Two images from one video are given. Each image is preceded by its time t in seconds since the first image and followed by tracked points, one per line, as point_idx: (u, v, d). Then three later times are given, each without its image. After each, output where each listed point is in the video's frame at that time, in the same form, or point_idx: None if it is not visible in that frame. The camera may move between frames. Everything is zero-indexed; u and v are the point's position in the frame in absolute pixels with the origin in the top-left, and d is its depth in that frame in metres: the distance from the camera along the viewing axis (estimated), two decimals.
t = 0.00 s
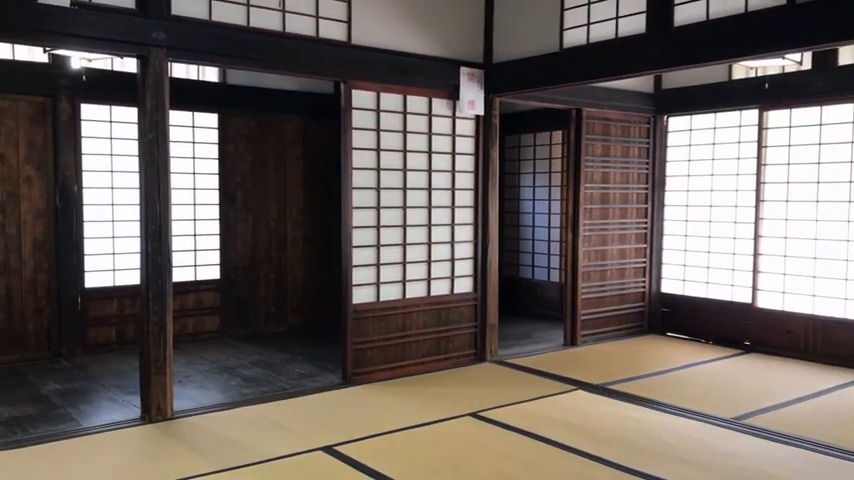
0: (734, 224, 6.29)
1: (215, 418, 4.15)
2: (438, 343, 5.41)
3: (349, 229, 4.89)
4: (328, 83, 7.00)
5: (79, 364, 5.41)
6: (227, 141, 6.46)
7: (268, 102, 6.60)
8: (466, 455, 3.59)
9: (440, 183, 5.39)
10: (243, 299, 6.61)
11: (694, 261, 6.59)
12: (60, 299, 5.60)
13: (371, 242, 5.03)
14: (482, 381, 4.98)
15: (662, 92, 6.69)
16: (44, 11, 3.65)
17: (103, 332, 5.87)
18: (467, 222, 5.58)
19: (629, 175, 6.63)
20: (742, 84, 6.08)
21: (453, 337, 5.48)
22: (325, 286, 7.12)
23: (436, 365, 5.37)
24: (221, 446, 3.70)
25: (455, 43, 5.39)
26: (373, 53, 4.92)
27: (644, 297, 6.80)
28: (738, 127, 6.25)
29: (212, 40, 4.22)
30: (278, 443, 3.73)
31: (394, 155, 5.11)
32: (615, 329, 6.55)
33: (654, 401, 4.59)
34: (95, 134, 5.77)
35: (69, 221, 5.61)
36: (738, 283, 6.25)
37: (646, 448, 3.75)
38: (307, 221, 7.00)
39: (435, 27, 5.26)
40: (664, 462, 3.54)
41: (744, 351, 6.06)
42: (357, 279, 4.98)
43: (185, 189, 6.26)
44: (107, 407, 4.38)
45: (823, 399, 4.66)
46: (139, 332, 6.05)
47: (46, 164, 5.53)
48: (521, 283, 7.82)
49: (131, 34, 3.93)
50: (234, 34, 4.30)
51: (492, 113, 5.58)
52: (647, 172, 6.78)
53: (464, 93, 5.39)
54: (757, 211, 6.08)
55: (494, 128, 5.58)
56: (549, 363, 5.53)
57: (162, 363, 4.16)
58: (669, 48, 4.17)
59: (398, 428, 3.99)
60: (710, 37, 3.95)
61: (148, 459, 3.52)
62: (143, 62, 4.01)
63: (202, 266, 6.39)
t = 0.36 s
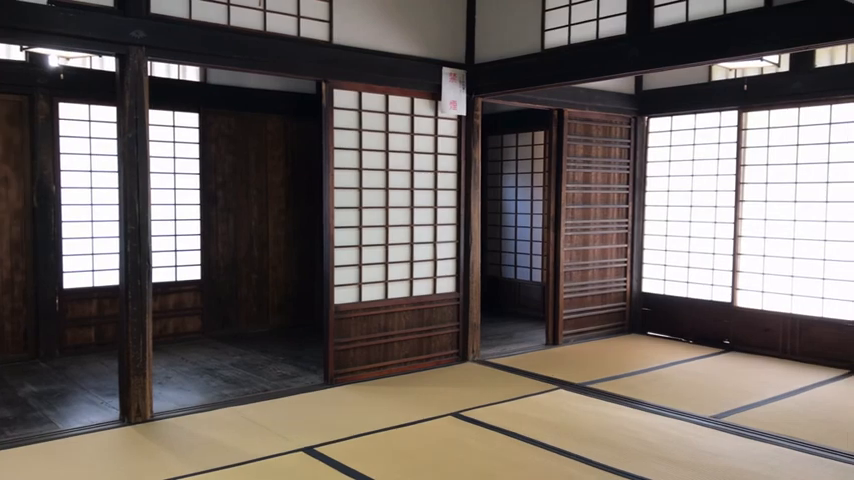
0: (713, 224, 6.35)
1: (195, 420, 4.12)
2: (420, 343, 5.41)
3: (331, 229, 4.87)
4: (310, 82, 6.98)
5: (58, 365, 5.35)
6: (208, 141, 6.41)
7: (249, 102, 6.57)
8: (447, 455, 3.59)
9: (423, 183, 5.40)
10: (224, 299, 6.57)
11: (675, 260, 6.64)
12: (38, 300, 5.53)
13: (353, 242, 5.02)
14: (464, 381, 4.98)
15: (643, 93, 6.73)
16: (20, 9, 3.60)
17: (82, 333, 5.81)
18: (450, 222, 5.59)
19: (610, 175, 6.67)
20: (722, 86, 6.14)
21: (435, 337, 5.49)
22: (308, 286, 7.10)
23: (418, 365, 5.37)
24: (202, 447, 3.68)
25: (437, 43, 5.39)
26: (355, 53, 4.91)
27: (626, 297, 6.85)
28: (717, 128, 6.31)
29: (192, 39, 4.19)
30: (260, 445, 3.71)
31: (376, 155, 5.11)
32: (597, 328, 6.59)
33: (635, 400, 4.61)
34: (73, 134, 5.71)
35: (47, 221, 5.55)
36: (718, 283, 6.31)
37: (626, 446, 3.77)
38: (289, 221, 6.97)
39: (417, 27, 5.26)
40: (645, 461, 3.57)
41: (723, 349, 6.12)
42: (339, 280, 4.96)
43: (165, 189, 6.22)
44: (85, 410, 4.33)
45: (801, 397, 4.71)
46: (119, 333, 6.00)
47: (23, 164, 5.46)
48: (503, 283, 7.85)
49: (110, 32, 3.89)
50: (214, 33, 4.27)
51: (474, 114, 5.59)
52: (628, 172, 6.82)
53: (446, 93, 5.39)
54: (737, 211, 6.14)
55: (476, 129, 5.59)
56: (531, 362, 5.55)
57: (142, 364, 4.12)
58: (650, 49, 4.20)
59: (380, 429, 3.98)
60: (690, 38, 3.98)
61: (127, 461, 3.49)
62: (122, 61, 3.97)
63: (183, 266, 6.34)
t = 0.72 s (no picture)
0: (690, 222, 6.41)
1: (173, 422, 4.08)
2: (400, 342, 5.40)
3: (309, 229, 4.85)
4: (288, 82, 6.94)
5: (32, 368, 5.27)
6: (185, 141, 6.36)
7: (227, 101, 6.52)
8: (427, 454, 3.59)
9: (402, 183, 5.39)
10: (202, 300, 6.51)
11: (652, 258, 6.70)
12: (11, 302, 5.46)
13: (331, 242, 5.00)
14: (444, 380, 4.99)
15: (620, 92, 6.78)
16: None
17: (57, 336, 5.73)
18: (429, 221, 5.59)
19: (588, 175, 6.71)
20: (697, 85, 6.20)
21: (415, 336, 5.48)
22: (286, 286, 7.06)
23: (398, 365, 5.36)
24: (179, 449, 3.64)
25: (416, 42, 5.39)
26: (333, 52, 4.89)
27: (604, 295, 6.89)
28: (694, 128, 6.37)
29: (168, 38, 4.14)
30: (238, 446, 3.69)
31: (355, 155, 5.09)
32: (576, 327, 6.62)
33: (614, 397, 4.64)
34: (47, 133, 5.63)
35: (20, 222, 5.47)
36: (695, 280, 6.37)
37: (605, 443, 3.80)
38: (267, 221, 6.93)
39: (395, 26, 5.25)
40: (623, 458, 3.59)
41: (700, 347, 6.18)
42: (318, 280, 4.94)
43: (142, 189, 6.15)
44: (60, 413, 4.27)
45: (776, 393, 4.77)
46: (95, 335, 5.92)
47: None
48: (483, 282, 7.86)
49: (84, 30, 3.84)
50: (190, 31, 4.23)
51: (453, 113, 5.59)
52: (606, 172, 6.86)
53: (425, 92, 5.40)
54: (713, 210, 6.21)
55: (454, 128, 5.59)
56: (510, 361, 5.57)
57: (118, 366, 4.07)
58: (626, 48, 4.23)
59: (360, 429, 3.97)
60: (666, 37, 4.01)
61: (103, 464, 3.44)
62: (96, 59, 3.91)
63: (160, 267, 6.29)
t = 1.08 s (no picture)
0: (666, 221, 6.47)
1: (148, 424, 4.04)
2: (378, 342, 5.39)
3: (286, 228, 4.82)
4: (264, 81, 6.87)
5: (3, 371, 5.19)
6: (161, 140, 6.29)
7: (203, 100, 6.46)
8: (405, 454, 3.58)
9: (380, 182, 5.38)
10: (179, 301, 6.45)
11: (629, 257, 6.75)
12: None
13: (309, 242, 4.97)
14: (423, 380, 4.98)
15: (597, 92, 6.83)
16: None
17: (29, 338, 5.65)
18: (407, 221, 5.58)
19: (565, 174, 6.74)
20: (672, 85, 6.26)
21: (394, 336, 5.47)
22: (264, 287, 7.02)
23: (377, 365, 5.35)
24: (154, 452, 3.60)
25: (393, 42, 5.38)
26: (309, 51, 4.87)
27: (582, 293, 6.93)
28: (669, 127, 6.43)
29: (141, 36, 4.10)
30: (215, 448, 3.65)
31: (332, 154, 5.07)
32: (555, 325, 6.65)
33: (591, 395, 4.67)
34: (18, 132, 5.55)
35: None
36: (671, 278, 6.43)
37: (583, 441, 3.81)
38: (245, 221, 6.89)
39: (372, 25, 5.24)
40: (600, 455, 3.61)
41: (677, 344, 6.24)
42: (295, 280, 4.91)
43: (116, 189, 6.09)
44: (32, 416, 4.20)
45: (750, 389, 4.83)
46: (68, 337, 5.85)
47: None
48: (462, 281, 7.88)
49: (55, 28, 3.78)
50: (163, 29, 4.18)
51: (431, 112, 5.60)
52: (583, 171, 6.90)
53: (402, 91, 5.39)
54: (689, 208, 6.27)
55: (432, 127, 5.59)
56: (489, 360, 5.58)
57: (91, 368, 4.01)
58: (602, 48, 4.26)
59: (338, 429, 3.96)
60: (641, 37, 4.05)
61: (76, 468, 3.39)
62: (68, 57, 3.86)
63: (136, 268, 6.23)
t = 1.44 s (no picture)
0: (639, 218, 6.52)
1: (119, 426, 3.98)
2: (354, 340, 5.37)
3: (259, 227, 4.78)
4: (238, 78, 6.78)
5: None
6: (132, 138, 6.21)
7: (175, 98, 6.38)
8: (380, 453, 3.57)
9: (354, 180, 5.35)
10: (150, 301, 6.38)
11: (603, 254, 6.80)
12: None
13: (282, 241, 4.93)
14: (398, 378, 4.97)
15: (571, 90, 6.86)
16: None
17: None
18: (382, 219, 5.56)
19: (540, 172, 6.77)
20: (645, 83, 6.31)
21: (369, 334, 5.46)
22: (238, 286, 6.95)
23: (352, 363, 5.33)
24: (125, 454, 3.55)
25: (367, 39, 5.36)
26: (282, 48, 4.83)
27: (557, 290, 6.96)
28: (642, 125, 6.48)
29: (111, 31, 4.03)
30: (187, 449, 3.61)
31: (306, 151, 5.04)
32: (530, 322, 6.68)
33: (566, 392, 4.69)
34: None
35: None
36: (645, 275, 6.49)
37: (557, 438, 3.83)
38: (219, 220, 6.83)
39: (347, 22, 5.21)
40: (574, 451, 3.63)
41: (651, 340, 6.29)
42: (269, 279, 4.87)
43: (86, 187, 5.99)
44: None
45: (722, 384, 4.89)
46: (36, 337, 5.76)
47: None
48: (438, 279, 7.88)
49: (21, 22, 3.70)
50: (133, 25, 4.12)
51: (406, 110, 5.58)
52: (558, 169, 6.94)
53: (377, 89, 5.36)
54: (662, 206, 6.33)
55: (407, 125, 5.58)
56: (464, 357, 5.59)
57: (60, 369, 3.94)
58: (574, 46, 4.28)
59: (313, 428, 3.93)
60: (613, 35, 4.07)
61: (44, 471, 3.33)
62: (34, 52, 3.78)
63: (106, 267, 6.15)
